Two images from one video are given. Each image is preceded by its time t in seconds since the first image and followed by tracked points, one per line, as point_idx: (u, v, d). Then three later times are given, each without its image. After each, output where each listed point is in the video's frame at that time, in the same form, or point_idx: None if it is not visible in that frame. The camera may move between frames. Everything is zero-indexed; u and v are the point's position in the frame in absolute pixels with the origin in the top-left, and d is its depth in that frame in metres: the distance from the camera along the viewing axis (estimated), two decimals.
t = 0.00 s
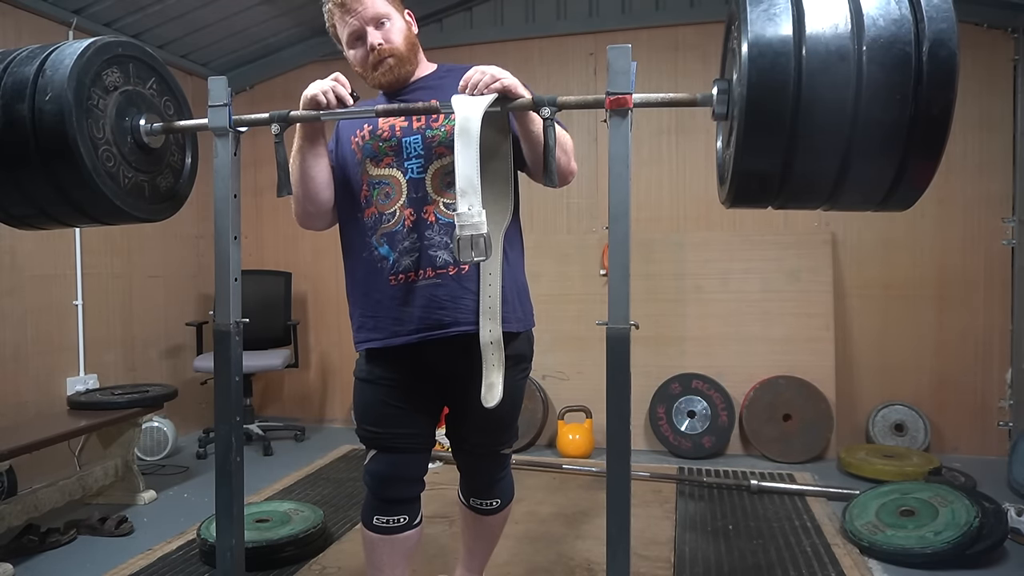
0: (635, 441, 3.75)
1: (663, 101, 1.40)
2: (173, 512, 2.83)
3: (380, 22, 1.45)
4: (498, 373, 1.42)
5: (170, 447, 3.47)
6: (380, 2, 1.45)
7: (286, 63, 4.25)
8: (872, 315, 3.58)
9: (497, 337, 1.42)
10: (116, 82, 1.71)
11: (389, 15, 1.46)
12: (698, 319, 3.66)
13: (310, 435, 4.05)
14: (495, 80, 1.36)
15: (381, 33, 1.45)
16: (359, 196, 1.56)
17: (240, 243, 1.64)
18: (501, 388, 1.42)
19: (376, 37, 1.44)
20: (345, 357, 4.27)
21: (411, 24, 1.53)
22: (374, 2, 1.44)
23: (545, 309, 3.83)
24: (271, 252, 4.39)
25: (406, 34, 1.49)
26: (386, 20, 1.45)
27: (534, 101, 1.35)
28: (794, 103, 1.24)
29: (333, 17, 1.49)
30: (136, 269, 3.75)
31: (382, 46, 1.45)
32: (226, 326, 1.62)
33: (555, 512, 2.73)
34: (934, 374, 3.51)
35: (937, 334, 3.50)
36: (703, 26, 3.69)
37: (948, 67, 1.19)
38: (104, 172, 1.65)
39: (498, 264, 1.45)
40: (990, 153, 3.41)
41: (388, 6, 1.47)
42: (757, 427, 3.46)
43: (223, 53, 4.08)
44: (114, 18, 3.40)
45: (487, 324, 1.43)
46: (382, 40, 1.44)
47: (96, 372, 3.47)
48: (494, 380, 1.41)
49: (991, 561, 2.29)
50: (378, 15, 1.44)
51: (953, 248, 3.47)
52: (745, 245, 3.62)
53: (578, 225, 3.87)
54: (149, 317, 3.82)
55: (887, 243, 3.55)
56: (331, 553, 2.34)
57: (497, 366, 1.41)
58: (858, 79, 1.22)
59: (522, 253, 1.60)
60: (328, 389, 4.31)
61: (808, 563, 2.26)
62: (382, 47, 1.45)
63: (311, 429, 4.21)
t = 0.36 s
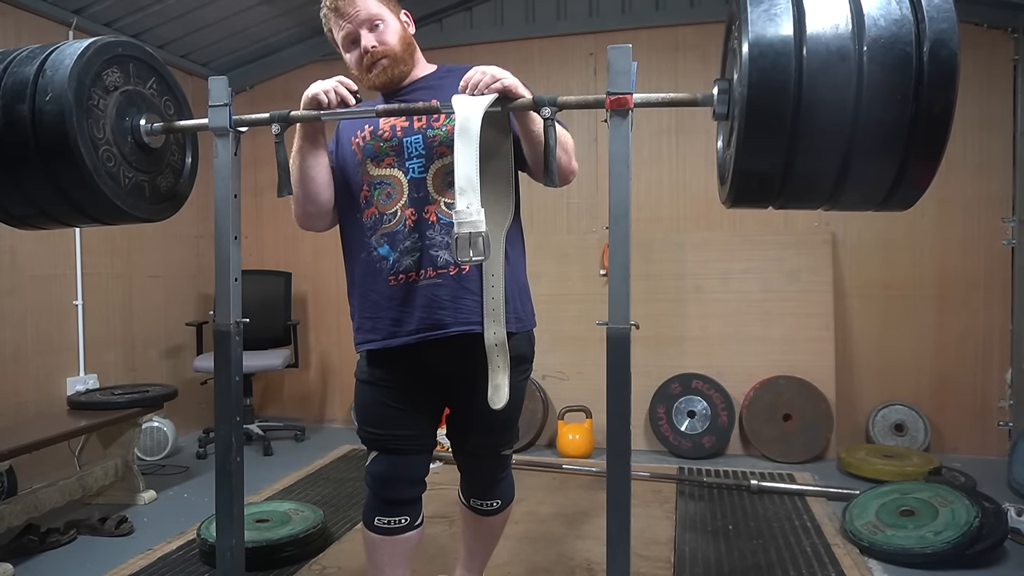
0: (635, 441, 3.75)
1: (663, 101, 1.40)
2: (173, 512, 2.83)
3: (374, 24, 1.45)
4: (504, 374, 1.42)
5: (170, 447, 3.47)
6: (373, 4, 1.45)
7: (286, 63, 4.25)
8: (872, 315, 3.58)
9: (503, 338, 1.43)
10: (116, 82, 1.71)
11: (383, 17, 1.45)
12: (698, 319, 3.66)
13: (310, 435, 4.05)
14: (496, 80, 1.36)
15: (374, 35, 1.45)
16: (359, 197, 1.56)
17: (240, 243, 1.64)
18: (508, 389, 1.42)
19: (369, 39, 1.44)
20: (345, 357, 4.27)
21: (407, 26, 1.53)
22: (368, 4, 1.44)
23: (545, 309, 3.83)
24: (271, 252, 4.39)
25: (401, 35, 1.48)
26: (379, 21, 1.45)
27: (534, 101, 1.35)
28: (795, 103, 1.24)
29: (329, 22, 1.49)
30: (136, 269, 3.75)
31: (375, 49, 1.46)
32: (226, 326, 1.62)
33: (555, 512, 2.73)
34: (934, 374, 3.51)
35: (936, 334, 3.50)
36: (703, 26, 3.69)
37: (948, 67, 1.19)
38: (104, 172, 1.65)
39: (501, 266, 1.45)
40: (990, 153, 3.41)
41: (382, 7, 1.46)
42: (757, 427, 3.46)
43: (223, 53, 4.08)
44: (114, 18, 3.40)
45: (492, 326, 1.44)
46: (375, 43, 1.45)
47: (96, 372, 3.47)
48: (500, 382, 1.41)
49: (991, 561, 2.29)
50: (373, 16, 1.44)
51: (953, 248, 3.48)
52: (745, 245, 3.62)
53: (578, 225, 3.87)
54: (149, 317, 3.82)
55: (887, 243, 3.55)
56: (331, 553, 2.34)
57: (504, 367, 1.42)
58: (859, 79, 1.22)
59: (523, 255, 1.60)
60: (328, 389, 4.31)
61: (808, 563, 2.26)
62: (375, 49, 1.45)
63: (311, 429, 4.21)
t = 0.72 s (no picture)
0: (635, 441, 3.75)
1: (663, 101, 1.41)
2: (173, 512, 2.83)
3: (373, 27, 1.45)
4: (510, 374, 1.43)
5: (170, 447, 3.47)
6: (372, 6, 1.45)
7: (286, 63, 4.25)
8: (872, 315, 3.58)
9: (507, 338, 1.43)
10: (116, 82, 1.71)
11: (382, 19, 1.46)
12: (698, 319, 3.66)
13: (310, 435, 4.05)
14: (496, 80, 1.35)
15: (373, 39, 1.46)
16: (360, 198, 1.56)
17: (240, 243, 1.64)
18: (513, 388, 1.44)
19: (368, 43, 1.45)
20: (345, 357, 4.27)
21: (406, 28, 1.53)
22: (367, 7, 1.44)
23: (545, 309, 3.83)
24: (271, 252, 4.39)
25: (400, 38, 1.48)
26: (379, 24, 1.45)
27: (534, 101, 1.35)
28: (795, 103, 1.24)
29: (328, 23, 1.50)
30: (136, 269, 3.75)
31: (374, 52, 1.47)
32: (226, 326, 1.62)
33: (555, 512, 2.73)
34: (934, 374, 3.51)
35: (936, 334, 3.50)
36: (703, 26, 3.69)
37: (948, 67, 1.19)
38: (104, 172, 1.65)
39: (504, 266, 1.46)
40: (990, 154, 3.41)
41: (381, 9, 1.46)
42: (757, 427, 3.46)
43: (224, 53, 4.08)
44: (114, 18, 3.40)
45: (495, 325, 1.44)
46: (373, 47, 1.46)
47: (97, 372, 3.47)
48: (505, 381, 1.42)
49: (991, 561, 2.29)
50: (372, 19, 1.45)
51: (953, 248, 3.48)
52: (745, 245, 3.62)
53: (578, 225, 3.87)
54: (149, 317, 3.82)
55: (887, 243, 3.55)
56: (331, 554, 2.34)
57: (507, 367, 1.42)
58: (859, 79, 1.22)
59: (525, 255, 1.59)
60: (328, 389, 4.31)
61: (808, 563, 2.26)
62: (373, 52, 1.46)
63: (311, 429, 4.21)
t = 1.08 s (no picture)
0: (635, 441, 3.74)
1: (663, 100, 1.40)
2: (173, 512, 2.83)
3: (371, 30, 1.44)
4: (513, 370, 1.42)
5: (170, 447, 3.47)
6: (374, 8, 1.42)
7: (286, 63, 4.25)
8: (872, 315, 3.58)
9: (510, 335, 1.43)
10: (115, 82, 1.71)
11: (382, 24, 1.43)
12: (698, 319, 3.66)
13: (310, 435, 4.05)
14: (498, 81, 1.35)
15: (367, 41, 1.45)
16: (366, 199, 1.55)
17: (240, 243, 1.64)
18: (515, 385, 1.42)
19: (361, 45, 1.46)
20: (345, 357, 4.27)
21: (414, 30, 1.49)
22: (369, 8, 1.42)
23: (545, 308, 3.83)
24: (271, 252, 4.39)
25: (395, 46, 1.46)
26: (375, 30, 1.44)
27: (534, 101, 1.35)
28: (795, 103, 1.24)
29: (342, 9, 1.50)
30: (136, 269, 3.75)
31: (367, 54, 1.48)
32: (226, 326, 1.62)
33: (555, 512, 2.73)
34: (934, 375, 3.51)
35: (937, 334, 3.50)
36: (703, 26, 3.68)
37: (948, 67, 1.19)
38: (104, 172, 1.65)
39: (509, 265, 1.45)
40: (991, 153, 3.41)
41: (384, 12, 1.43)
42: (757, 427, 3.45)
43: (224, 53, 4.08)
44: (114, 18, 3.40)
45: (499, 322, 1.43)
46: (365, 50, 1.46)
47: (96, 372, 3.47)
48: (509, 378, 1.41)
49: (991, 561, 2.29)
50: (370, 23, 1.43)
51: (953, 248, 3.47)
52: (745, 245, 3.62)
53: (578, 225, 3.87)
54: (149, 317, 3.82)
55: (887, 243, 3.55)
56: (331, 554, 2.34)
57: (511, 364, 1.42)
58: (859, 78, 1.22)
59: (528, 255, 1.59)
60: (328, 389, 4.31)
61: (808, 563, 2.26)
62: (366, 54, 1.48)
63: (311, 429, 4.21)
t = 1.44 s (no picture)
0: (635, 441, 3.74)
1: (663, 101, 1.41)
2: (173, 512, 2.83)
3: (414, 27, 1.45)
4: (508, 362, 1.45)
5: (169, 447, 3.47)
6: (422, 7, 1.43)
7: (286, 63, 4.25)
8: (872, 315, 3.58)
9: (505, 330, 1.44)
10: (116, 82, 1.71)
11: (424, 24, 1.44)
12: (699, 319, 3.66)
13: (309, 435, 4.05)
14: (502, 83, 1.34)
15: (408, 34, 1.47)
16: (377, 192, 1.57)
17: (240, 243, 1.64)
18: (510, 376, 1.46)
19: (402, 36, 1.48)
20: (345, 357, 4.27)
21: (457, 36, 1.48)
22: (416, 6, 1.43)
23: (545, 308, 3.83)
24: (271, 252, 4.39)
25: (434, 47, 1.47)
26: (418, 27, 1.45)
27: (534, 101, 1.35)
28: (795, 104, 1.24)
29: None
30: (136, 269, 3.75)
31: (405, 46, 1.49)
32: (227, 326, 1.62)
33: (555, 512, 2.73)
34: (934, 375, 3.51)
35: (937, 335, 3.50)
36: (703, 26, 3.69)
37: (948, 68, 1.19)
38: (104, 173, 1.65)
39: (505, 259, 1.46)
40: (990, 154, 3.41)
41: (432, 13, 1.44)
42: (758, 427, 3.46)
43: (224, 53, 4.08)
44: (114, 18, 3.40)
45: (495, 317, 1.44)
46: (403, 42, 1.48)
47: (97, 372, 3.47)
48: (504, 369, 1.44)
49: (991, 561, 2.29)
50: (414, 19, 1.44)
51: (953, 248, 3.48)
52: (745, 245, 3.62)
53: (578, 226, 3.87)
54: (149, 317, 3.82)
55: (887, 243, 3.55)
56: (331, 554, 2.34)
57: (507, 357, 1.44)
58: (860, 78, 1.22)
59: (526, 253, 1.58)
60: (328, 389, 4.31)
61: (808, 563, 2.26)
62: (406, 45, 1.49)
63: (311, 429, 4.21)
